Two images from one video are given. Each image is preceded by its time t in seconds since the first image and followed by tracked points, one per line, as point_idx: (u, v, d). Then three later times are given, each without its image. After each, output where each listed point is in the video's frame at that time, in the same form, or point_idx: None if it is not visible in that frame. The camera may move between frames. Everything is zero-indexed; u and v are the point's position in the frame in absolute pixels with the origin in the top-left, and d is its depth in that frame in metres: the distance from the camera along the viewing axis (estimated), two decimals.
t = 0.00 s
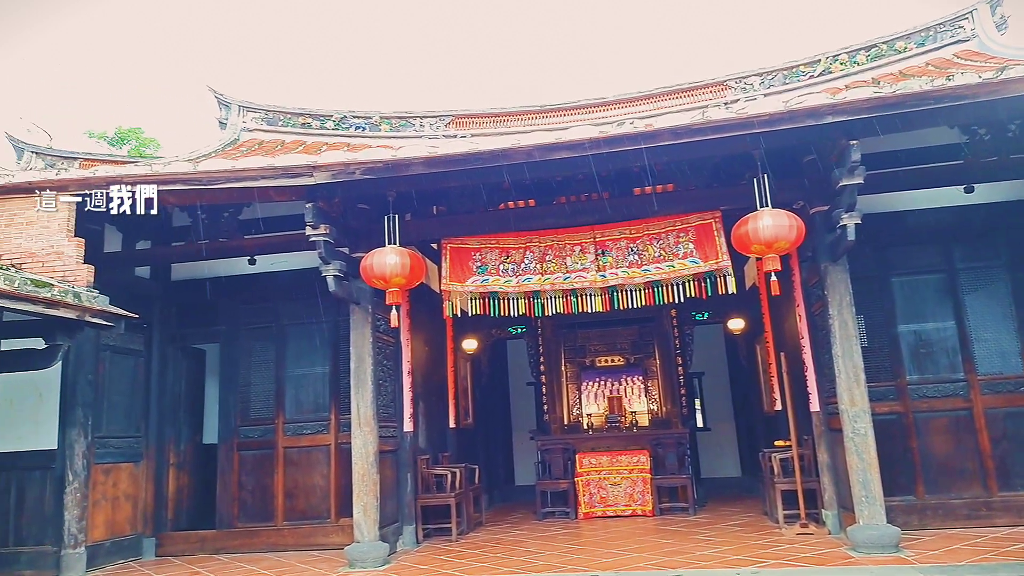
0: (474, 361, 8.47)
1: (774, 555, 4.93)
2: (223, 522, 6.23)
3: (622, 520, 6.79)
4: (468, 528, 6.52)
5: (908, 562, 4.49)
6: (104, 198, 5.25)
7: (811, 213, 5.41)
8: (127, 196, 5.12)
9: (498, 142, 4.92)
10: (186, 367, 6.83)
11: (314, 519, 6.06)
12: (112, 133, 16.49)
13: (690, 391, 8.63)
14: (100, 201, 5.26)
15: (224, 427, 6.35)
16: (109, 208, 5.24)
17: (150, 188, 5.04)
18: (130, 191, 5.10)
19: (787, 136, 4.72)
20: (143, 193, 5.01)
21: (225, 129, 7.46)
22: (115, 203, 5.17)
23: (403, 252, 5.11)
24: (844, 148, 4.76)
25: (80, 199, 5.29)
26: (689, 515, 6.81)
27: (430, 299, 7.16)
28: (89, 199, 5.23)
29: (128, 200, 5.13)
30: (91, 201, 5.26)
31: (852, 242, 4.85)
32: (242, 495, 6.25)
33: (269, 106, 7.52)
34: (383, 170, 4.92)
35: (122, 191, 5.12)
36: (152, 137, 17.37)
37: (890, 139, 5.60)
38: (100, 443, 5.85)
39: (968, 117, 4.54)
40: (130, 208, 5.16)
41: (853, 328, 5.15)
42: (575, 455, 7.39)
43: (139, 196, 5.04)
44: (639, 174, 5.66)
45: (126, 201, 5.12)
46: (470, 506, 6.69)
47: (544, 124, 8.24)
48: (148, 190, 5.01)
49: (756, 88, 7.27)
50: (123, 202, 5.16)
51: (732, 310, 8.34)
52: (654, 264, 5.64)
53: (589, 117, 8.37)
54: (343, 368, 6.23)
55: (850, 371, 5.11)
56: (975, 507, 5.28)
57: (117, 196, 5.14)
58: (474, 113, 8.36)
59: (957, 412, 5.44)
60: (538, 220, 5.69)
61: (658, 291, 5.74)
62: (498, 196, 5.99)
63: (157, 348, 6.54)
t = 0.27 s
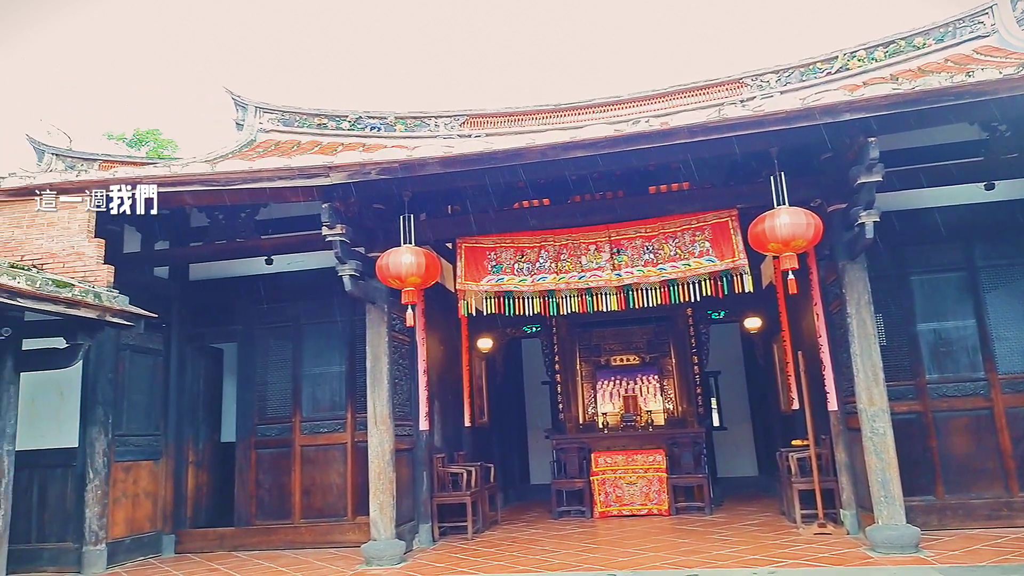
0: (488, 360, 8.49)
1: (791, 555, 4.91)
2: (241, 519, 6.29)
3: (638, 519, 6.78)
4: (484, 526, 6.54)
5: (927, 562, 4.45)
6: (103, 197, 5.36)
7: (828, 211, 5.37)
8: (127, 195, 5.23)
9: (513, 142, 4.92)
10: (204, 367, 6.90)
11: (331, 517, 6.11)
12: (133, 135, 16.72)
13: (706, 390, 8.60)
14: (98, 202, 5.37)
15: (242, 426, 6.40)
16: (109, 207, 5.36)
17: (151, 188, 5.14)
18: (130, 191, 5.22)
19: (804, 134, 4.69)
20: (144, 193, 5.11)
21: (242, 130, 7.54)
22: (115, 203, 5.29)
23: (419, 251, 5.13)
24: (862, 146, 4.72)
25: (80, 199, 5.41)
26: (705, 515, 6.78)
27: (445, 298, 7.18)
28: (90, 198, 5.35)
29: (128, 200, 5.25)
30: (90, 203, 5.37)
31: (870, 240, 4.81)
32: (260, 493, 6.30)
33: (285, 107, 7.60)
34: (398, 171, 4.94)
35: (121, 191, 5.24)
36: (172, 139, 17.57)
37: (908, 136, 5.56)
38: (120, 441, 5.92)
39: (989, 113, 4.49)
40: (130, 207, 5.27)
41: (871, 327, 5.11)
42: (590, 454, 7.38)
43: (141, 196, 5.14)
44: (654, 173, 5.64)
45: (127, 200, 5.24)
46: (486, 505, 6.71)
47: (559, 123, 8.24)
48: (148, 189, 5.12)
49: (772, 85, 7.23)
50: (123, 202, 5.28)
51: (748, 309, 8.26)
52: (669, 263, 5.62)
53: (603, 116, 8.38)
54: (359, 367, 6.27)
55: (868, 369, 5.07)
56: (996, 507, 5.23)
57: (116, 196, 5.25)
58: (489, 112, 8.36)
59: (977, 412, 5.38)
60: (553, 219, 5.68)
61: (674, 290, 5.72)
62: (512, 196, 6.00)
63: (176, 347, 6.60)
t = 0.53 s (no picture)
0: (503, 358, 8.50)
1: (809, 553, 4.88)
2: (260, 517, 6.34)
3: (653, 517, 6.77)
4: (500, 524, 6.56)
5: (947, 561, 4.40)
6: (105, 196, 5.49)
7: (845, 207, 5.33)
8: (127, 195, 5.34)
9: (526, 140, 4.92)
10: (222, 366, 6.96)
11: (348, 515, 6.15)
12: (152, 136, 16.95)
13: (721, 388, 8.57)
14: (99, 201, 5.50)
15: (259, 424, 6.46)
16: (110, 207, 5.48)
17: (150, 188, 5.22)
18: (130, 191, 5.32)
19: (819, 130, 4.65)
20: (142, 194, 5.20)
21: (257, 131, 7.61)
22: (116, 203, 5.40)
23: (433, 250, 5.14)
24: (879, 141, 4.68)
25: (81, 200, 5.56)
26: (722, 513, 6.76)
27: (459, 296, 7.20)
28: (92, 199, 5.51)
29: (128, 200, 5.35)
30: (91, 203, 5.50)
31: (887, 236, 4.77)
32: (277, 491, 6.35)
33: (300, 108, 7.66)
34: (412, 170, 4.95)
35: (120, 192, 5.34)
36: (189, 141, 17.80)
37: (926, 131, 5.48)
38: (140, 440, 5.99)
39: (1009, 107, 4.43)
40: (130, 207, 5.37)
41: (889, 324, 5.07)
42: (605, 452, 7.41)
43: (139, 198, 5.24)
44: (669, 170, 5.62)
45: (127, 200, 5.34)
46: (501, 503, 6.72)
47: (572, 121, 8.24)
48: (148, 189, 5.20)
49: (787, 81, 7.18)
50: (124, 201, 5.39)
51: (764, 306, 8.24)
52: (684, 260, 5.60)
53: (617, 114, 8.39)
54: (375, 366, 6.30)
55: (887, 366, 5.03)
56: (1017, 505, 5.17)
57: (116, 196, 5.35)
58: (502, 111, 8.37)
59: (997, 409, 5.32)
60: (566, 218, 5.69)
61: (689, 288, 5.69)
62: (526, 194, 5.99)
63: (194, 347, 6.66)
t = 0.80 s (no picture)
0: (520, 353, 8.52)
1: (830, 550, 4.83)
2: (281, 511, 6.40)
3: (672, 513, 6.75)
4: (518, 519, 6.57)
5: (972, 558, 4.35)
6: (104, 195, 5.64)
7: (867, 200, 5.27)
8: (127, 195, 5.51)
9: (544, 135, 4.90)
10: (243, 361, 7.03)
11: (368, 509, 6.19)
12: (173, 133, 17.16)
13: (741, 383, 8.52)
14: (98, 200, 5.64)
15: (280, 419, 6.52)
16: (109, 205, 5.64)
17: (151, 188, 5.38)
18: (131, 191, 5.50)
19: (841, 122, 4.59)
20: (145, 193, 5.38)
21: (277, 128, 7.67)
22: (116, 202, 5.56)
23: (451, 246, 5.15)
24: (902, 133, 4.61)
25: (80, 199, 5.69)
26: (742, 509, 6.72)
27: (477, 292, 7.22)
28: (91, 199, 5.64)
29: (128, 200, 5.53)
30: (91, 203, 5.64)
31: (911, 230, 4.70)
32: (298, 486, 6.41)
33: (318, 104, 7.71)
34: (430, 166, 4.96)
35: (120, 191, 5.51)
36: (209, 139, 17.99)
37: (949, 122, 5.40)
38: (163, 434, 6.07)
39: None
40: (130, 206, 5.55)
41: (912, 318, 5.00)
42: (624, 448, 7.35)
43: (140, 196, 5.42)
44: (687, 163, 5.58)
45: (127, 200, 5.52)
46: (520, 498, 6.73)
47: (590, 116, 8.22)
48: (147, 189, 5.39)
49: (808, 73, 7.10)
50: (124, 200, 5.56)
51: (785, 301, 8.20)
52: (704, 255, 5.56)
53: (635, 107, 8.35)
54: (394, 361, 6.34)
55: (910, 361, 4.97)
56: None
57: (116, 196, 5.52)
58: (519, 106, 8.35)
59: None
60: (584, 212, 5.68)
61: (709, 282, 5.66)
62: (543, 189, 5.97)
63: (215, 342, 6.74)
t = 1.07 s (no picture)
0: (539, 353, 8.52)
1: (856, 549, 4.78)
2: (304, 513, 6.45)
3: (694, 512, 6.72)
4: (540, 519, 6.57)
5: (1002, 556, 4.28)
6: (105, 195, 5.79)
7: (888, 194, 5.21)
8: (127, 196, 5.68)
9: (560, 135, 4.90)
10: (265, 364, 7.09)
11: (389, 510, 6.23)
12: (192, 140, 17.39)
13: (762, 381, 8.45)
14: (99, 201, 5.80)
15: (302, 421, 6.57)
16: (109, 206, 5.79)
17: (151, 188, 5.53)
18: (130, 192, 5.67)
19: (861, 116, 4.55)
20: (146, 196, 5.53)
21: (295, 132, 7.77)
22: (117, 203, 5.71)
23: (469, 247, 5.17)
24: (924, 126, 4.54)
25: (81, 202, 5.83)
26: (765, 508, 6.67)
27: (496, 293, 7.24)
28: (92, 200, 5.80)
29: (127, 200, 5.69)
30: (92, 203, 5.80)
31: (934, 224, 4.64)
32: (320, 487, 6.45)
33: (335, 109, 7.77)
34: (447, 168, 4.97)
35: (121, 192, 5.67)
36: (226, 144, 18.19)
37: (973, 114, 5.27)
38: (188, 437, 6.14)
39: None
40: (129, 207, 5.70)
41: (936, 314, 4.94)
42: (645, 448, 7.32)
43: (141, 197, 5.57)
44: (704, 161, 5.54)
45: (126, 201, 5.68)
46: (541, 498, 6.74)
47: (606, 114, 8.22)
48: (146, 190, 5.56)
49: (826, 67, 7.04)
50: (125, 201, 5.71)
51: (806, 298, 8.13)
52: (723, 252, 5.53)
53: (651, 105, 8.35)
54: (413, 363, 6.37)
55: (935, 358, 4.91)
56: None
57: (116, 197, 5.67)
58: (535, 107, 8.38)
59: None
60: (601, 211, 5.67)
61: (728, 280, 5.62)
62: (559, 189, 5.97)
63: (237, 346, 6.81)
